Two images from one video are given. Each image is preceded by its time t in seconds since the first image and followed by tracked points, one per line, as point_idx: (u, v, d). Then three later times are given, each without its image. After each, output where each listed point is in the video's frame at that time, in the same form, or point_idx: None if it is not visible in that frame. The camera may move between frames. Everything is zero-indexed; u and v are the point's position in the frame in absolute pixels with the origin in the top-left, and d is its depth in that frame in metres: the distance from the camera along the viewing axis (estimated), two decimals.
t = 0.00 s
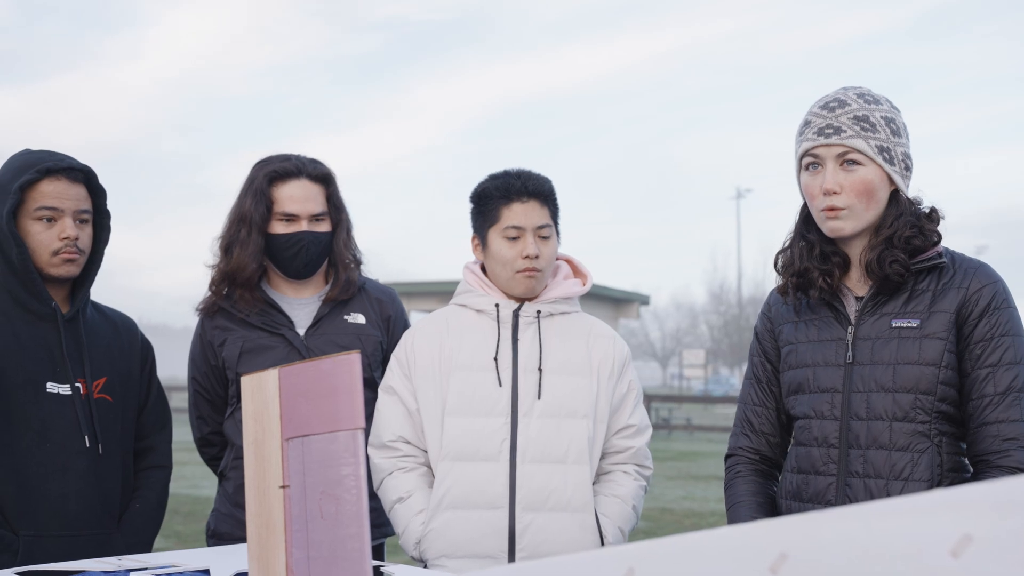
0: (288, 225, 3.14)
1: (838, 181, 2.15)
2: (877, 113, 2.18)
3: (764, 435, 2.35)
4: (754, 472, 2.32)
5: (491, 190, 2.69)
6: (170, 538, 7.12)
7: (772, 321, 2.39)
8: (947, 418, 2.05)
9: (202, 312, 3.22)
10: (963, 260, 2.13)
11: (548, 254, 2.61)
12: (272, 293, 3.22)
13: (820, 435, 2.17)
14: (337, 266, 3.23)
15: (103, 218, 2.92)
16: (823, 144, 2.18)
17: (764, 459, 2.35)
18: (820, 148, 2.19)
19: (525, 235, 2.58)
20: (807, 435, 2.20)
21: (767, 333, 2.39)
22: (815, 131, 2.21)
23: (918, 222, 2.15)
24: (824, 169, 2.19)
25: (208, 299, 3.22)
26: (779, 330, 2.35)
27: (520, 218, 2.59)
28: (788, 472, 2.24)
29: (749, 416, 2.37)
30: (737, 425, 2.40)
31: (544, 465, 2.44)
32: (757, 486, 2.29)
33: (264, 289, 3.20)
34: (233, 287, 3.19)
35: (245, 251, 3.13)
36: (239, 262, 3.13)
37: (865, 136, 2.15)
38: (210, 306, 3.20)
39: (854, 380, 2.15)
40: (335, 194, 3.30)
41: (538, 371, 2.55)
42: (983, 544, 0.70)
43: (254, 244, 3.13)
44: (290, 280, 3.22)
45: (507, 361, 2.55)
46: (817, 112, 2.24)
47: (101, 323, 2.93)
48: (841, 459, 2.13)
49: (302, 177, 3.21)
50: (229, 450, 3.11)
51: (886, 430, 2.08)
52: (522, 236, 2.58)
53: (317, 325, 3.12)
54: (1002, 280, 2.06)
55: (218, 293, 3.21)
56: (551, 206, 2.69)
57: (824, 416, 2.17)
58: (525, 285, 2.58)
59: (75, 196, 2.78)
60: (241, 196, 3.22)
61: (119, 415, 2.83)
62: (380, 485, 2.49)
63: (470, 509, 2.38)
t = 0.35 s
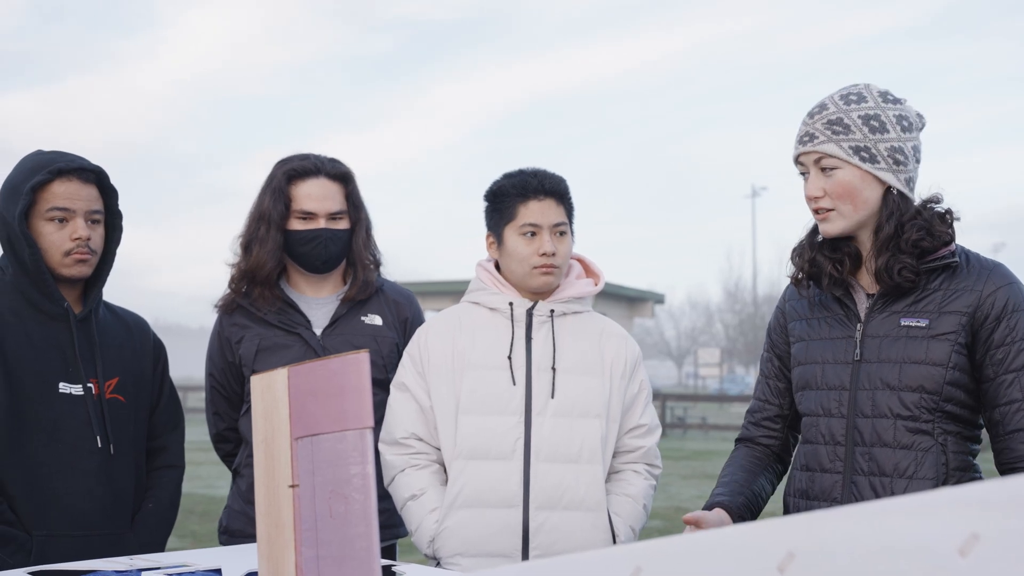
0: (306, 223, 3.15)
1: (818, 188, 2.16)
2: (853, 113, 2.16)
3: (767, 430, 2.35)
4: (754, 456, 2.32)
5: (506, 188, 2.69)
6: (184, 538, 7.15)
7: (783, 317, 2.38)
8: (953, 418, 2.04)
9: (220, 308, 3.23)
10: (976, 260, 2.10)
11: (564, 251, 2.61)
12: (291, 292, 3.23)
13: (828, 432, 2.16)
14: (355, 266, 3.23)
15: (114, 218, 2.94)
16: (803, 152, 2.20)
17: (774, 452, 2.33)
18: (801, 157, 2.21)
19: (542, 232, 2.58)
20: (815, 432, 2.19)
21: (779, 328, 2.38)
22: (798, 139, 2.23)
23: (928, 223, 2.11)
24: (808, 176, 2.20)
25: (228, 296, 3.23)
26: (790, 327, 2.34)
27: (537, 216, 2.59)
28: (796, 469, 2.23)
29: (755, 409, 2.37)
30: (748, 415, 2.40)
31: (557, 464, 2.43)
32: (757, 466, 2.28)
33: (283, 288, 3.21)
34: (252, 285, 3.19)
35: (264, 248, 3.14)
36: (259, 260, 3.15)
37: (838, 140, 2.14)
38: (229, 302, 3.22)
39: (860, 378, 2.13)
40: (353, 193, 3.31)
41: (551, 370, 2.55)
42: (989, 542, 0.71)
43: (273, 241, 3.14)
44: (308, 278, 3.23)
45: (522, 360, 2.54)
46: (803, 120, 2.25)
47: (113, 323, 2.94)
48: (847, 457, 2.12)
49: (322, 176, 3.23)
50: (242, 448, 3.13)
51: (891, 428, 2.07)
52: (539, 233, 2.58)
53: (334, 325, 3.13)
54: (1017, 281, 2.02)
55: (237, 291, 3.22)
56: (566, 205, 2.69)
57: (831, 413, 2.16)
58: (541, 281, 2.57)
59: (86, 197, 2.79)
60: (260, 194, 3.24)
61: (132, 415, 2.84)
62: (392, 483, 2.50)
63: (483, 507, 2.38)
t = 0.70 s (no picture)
0: (307, 222, 3.16)
1: (808, 181, 2.21)
2: (846, 110, 2.17)
3: (771, 428, 2.34)
4: (759, 457, 2.32)
5: (505, 189, 2.68)
6: (187, 538, 7.17)
7: (781, 315, 2.38)
8: (948, 418, 2.03)
9: (224, 307, 3.24)
10: (971, 259, 2.09)
11: (563, 253, 2.62)
12: (293, 292, 3.24)
13: (824, 432, 2.15)
14: (358, 266, 3.23)
15: (112, 219, 2.95)
16: (798, 145, 2.25)
17: (770, 450, 2.34)
18: (798, 150, 2.26)
19: (542, 234, 2.58)
20: (811, 432, 2.18)
21: (777, 326, 2.38)
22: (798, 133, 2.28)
23: (912, 228, 2.09)
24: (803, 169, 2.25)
25: (230, 295, 3.23)
26: (787, 326, 2.34)
27: (537, 218, 2.59)
28: (792, 470, 2.22)
29: (756, 408, 2.37)
30: (745, 416, 2.39)
31: (557, 464, 2.43)
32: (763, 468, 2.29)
33: (285, 288, 3.22)
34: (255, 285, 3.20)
35: (267, 248, 3.14)
36: (262, 259, 3.15)
37: (826, 134, 2.17)
38: (232, 302, 3.22)
39: (856, 378, 2.13)
40: (355, 191, 3.30)
41: (550, 370, 2.54)
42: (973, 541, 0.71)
43: (275, 241, 3.14)
44: (310, 278, 3.23)
45: (521, 360, 2.54)
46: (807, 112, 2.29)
47: (111, 323, 2.95)
48: (843, 457, 2.12)
49: (323, 175, 3.23)
50: (241, 447, 3.14)
51: (886, 428, 2.06)
52: (538, 235, 2.59)
53: (334, 326, 3.12)
54: (1011, 280, 2.02)
55: (240, 290, 3.22)
56: (565, 206, 2.69)
57: (827, 413, 2.16)
58: (541, 284, 2.58)
59: (83, 197, 2.80)
60: (263, 195, 3.24)
61: (130, 415, 2.85)
62: (392, 484, 2.50)
63: (484, 508, 2.38)
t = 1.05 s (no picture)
0: (283, 221, 3.15)
1: (836, 176, 2.13)
2: (869, 109, 2.18)
3: (752, 433, 2.36)
4: (740, 468, 2.33)
5: (482, 190, 2.68)
6: (173, 540, 7.13)
7: (760, 320, 2.40)
8: (927, 417, 2.04)
9: (201, 311, 3.23)
10: (945, 259, 2.11)
11: (541, 253, 2.61)
12: (272, 293, 3.23)
13: (802, 434, 2.16)
14: (336, 265, 3.22)
15: (91, 218, 2.94)
16: (819, 137, 2.15)
17: (752, 456, 2.36)
18: (817, 142, 2.16)
19: (519, 234, 2.58)
20: (791, 435, 2.19)
21: (756, 331, 2.40)
22: (809, 125, 2.18)
23: (897, 220, 2.13)
24: (819, 164, 2.16)
25: (208, 299, 3.22)
26: (766, 331, 2.36)
27: (514, 218, 2.59)
28: (773, 471, 2.23)
29: (737, 414, 2.39)
30: (727, 423, 2.41)
31: (537, 465, 2.43)
32: (743, 480, 2.30)
33: (264, 289, 3.21)
34: (234, 288, 3.19)
35: (243, 250, 3.14)
36: (238, 261, 3.14)
37: (861, 130, 2.14)
38: (210, 305, 3.21)
39: (834, 379, 2.14)
40: (330, 190, 3.28)
41: (529, 371, 2.55)
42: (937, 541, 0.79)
43: (251, 242, 3.13)
44: (288, 279, 3.22)
45: (500, 362, 2.54)
46: (810, 107, 2.21)
47: (90, 324, 2.94)
48: (822, 458, 2.12)
49: (296, 174, 3.22)
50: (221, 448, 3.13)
51: (866, 429, 2.07)
52: (516, 235, 2.59)
53: (313, 326, 3.12)
54: (985, 278, 2.03)
55: (218, 293, 3.21)
56: (542, 206, 2.69)
57: (806, 415, 2.16)
58: (519, 284, 2.58)
59: (62, 197, 2.79)
60: (237, 197, 3.23)
61: (109, 416, 2.83)
62: (372, 486, 2.50)
63: (464, 510, 2.38)
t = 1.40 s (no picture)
0: (242, 225, 3.12)
1: (810, 184, 2.15)
2: (837, 114, 2.20)
3: (714, 436, 2.38)
4: (705, 467, 2.36)
5: (444, 193, 2.68)
6: (139, 545, 7.05)
7: (722, 324, 2.41)
8: (891, 421, 2.07)
9: (160, 316, 3.19)
10: (907, 263, 2.14)
11: (504, 255, 2.61)
12: (232, 297, 3.20)
13: (769, 440, 2.18)
14: (297, 268, 3.19)
15: (49, 222, 2.89)
16: (793, 145, 2.16)
17: (716, 458, 2.38)
18: (791, 149, 2.17)
19: (481, 236, 2.58)
20: (758, 440, 2.21)
21: (718, 335, 2.42)
22: (782, 132, 2.18)
23: (868, 224, 2.16)
24: (794, 171, 2.17)
25: (166, 303, 3.18)
26: (729, 335, 2.38)
27: (476, 221, 2.59)
28: (740, 477, 2.25)
29: (700, 417, 2.41)
30: (691, 427, 2.43)
31: (497, 468, 2.43)
32: (707, 477, 2.33)
33: (224, 293, 3.18)
34: (193, 292, 3.15)
35: (201, 254, 3.10)
36: (196, 266, 3.11)
37: (833, 137, 2.16)
38: (168, 310, 3.16)
39: (801, 385, 2.15)
40: (289, 193, 3.25)
41: (490, 375, 2.54)
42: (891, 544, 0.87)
43: (209, 247, 3.10)
44: (249, 282, 3.19)
45: (461, 365, 2.54)
46: (780, 113, 2.21)
47: (49, 329, 2.89)
48: (789, 464, 2.14)
49: (254, 177, 3.18)
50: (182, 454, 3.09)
51: (833, 435, 2.09)
52: (477, 237, 2.58)
53: (274, 329, 3.10)
54: (946, 282, 2.07)
55: (176, 297, 3.17)
56: (505, 208, 2.69)
57: (772, 421, 2.18)
58: (479, 288, 2.59)
59: (20, 201, 2.74)
60: (194, 202, 3.20)
61: (68, 422, 2.79)
62: (335, 490, 2.50)
63: (423, 513, 2.37)
